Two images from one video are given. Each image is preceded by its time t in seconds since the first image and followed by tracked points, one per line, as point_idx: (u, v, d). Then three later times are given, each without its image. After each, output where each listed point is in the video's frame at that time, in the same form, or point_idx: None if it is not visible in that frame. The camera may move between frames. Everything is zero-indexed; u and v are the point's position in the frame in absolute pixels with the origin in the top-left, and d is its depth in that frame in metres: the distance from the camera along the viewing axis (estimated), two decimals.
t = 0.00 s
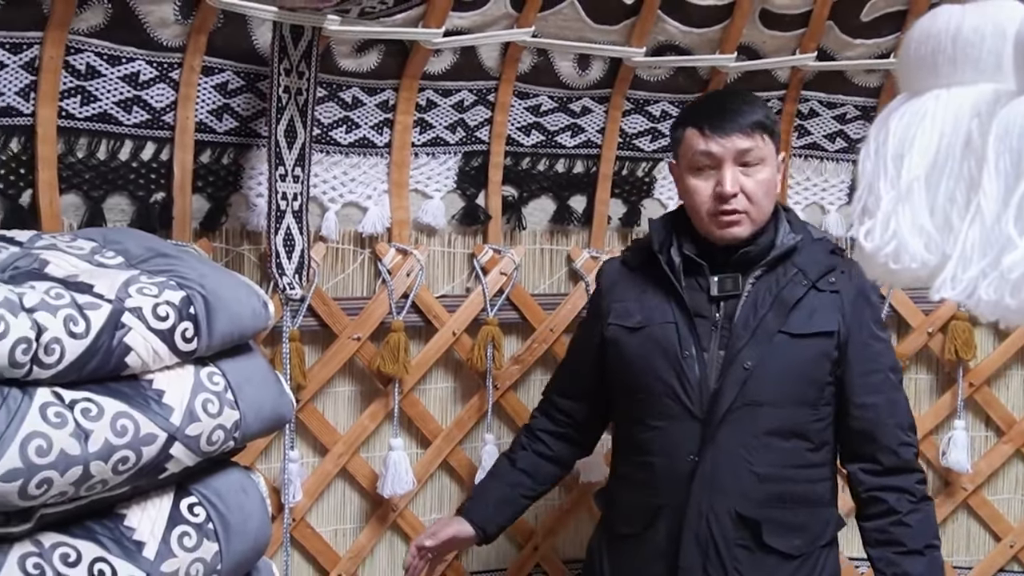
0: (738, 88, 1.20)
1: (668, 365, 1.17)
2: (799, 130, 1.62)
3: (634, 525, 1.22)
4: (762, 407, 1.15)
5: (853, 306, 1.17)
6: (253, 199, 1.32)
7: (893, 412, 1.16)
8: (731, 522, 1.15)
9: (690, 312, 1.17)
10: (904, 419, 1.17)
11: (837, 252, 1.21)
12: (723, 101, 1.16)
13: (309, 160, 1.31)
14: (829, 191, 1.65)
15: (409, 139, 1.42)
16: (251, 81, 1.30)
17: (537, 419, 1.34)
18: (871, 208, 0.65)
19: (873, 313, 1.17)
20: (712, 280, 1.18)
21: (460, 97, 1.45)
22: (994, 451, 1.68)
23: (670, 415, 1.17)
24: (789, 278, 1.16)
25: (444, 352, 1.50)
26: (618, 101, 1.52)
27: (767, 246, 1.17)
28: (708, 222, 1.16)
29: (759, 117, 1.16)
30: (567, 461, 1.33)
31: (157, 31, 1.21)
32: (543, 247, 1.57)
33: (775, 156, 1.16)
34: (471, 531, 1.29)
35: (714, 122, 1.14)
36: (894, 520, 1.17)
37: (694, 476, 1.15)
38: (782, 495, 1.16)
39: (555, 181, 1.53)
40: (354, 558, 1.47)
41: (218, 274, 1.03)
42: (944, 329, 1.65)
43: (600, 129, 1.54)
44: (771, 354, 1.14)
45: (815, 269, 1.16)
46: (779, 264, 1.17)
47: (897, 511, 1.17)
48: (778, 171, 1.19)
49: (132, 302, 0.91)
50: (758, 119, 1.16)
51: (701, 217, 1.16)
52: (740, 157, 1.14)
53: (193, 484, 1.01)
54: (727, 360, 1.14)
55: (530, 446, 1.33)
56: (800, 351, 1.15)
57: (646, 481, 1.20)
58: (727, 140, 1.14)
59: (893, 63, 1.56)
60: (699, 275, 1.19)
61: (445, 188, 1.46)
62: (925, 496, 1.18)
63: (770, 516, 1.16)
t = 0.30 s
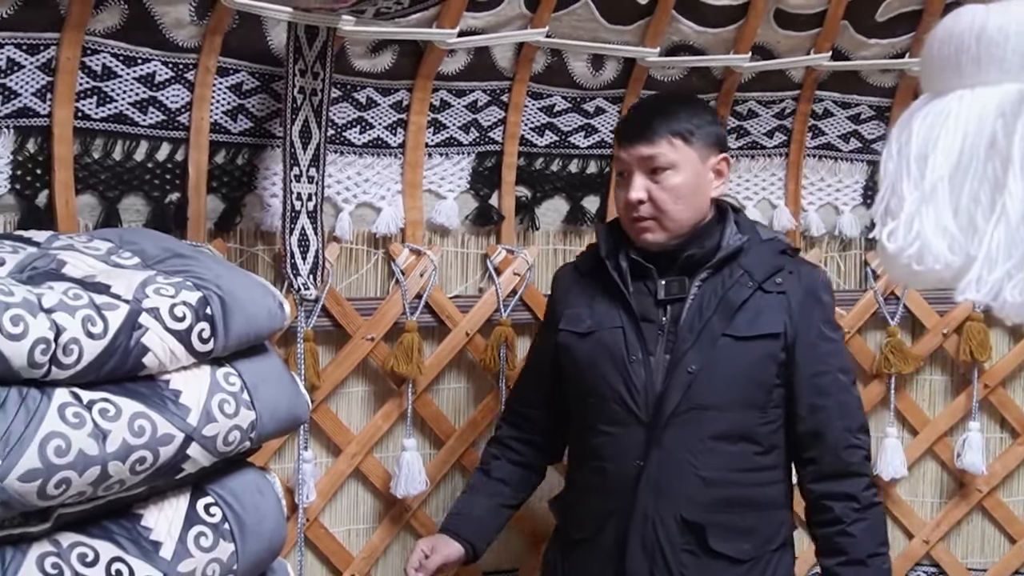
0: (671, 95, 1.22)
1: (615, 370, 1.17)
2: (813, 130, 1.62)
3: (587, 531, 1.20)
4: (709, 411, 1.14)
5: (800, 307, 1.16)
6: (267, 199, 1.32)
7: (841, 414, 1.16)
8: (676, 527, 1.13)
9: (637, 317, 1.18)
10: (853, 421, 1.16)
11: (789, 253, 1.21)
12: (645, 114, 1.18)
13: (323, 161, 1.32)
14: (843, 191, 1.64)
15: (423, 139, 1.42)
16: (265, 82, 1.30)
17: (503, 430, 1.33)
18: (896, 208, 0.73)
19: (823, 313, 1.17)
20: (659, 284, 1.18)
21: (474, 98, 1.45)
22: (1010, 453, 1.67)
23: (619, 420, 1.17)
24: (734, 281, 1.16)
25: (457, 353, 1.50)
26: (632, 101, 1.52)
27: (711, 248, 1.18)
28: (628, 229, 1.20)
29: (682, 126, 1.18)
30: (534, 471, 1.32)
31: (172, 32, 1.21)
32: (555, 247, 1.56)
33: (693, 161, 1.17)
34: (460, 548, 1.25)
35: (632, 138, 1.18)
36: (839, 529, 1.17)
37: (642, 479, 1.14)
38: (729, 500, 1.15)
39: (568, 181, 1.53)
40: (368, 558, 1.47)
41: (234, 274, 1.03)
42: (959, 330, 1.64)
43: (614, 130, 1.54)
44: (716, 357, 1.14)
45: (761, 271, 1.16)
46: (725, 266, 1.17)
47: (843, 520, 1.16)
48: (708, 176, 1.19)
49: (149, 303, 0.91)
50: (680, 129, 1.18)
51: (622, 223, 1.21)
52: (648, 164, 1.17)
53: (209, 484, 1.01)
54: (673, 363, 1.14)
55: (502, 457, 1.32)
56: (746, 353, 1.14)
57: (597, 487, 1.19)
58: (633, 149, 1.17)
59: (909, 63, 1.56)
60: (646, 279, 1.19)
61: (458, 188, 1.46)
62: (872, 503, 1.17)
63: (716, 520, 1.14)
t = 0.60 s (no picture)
0: (601, 104, 1.18)
1: (547, 371, 1.15)
2: (822, 129, 1.62)
3: (521, 534, 1.18)
4: (636, 410, 1.11)
5: (726, 306, 1.14)
6: (278, 198, 1.32)
7: (767, 410, 1.12)
8: (604, 526, 1.10)
9: (569, 318, 1.15)
10: (777, 420, 1.12)
11: (722, 255, 1.19)
12: (575, 127, 1.14)
13: (334, 160, 1.33)
14: (852, 190, 1.64)
15: (432, 138, 1.43)
16: (276, 81, 1.30)
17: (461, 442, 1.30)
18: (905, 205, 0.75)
19: (751, 313, 1.14)
20: (592, 286, 1.17)
21: (483, 97, 1.45)
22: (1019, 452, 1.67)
23: (552, 420, 1.14)
24: (662, 280, 1.13)
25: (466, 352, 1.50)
26: (641, 100, 1.52)
27: (641, 252, 1.16)
28: (564, 240, 1.18)
29: (611, 139, 1.14)
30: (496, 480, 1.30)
31: (183, 31, 1.22)
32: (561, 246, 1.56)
33: (625, 175, 1.14)
34: (455, 568, 1.21)
35: (562, 152, 1.14)
36: (753, 527, 1.12)
37: (571, 478, 1.12)
38: (660, 496, 1.12)
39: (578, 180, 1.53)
40: (378, 555, 1.47)
41: (246, 272, 1.04)
42: (968, 329, 1.64)
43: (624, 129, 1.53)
44: (644, 357, 1.11)
45: (689, 271, 1.14)
46: (653, 266, 1.15)
47: (757, 517, 1.11)
48: (641, 187, 1.16)
49: (163, 300, 0.92)
50: (611, 142, 1.14)
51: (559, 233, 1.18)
52: (579, 179, 1.14)
53: (220, 481, 1.01)
54: (600, 363, 1.12)
55: (466, 470, 1.28)
56: (671, 352, 1.12)
57: (533, 489, 1.17)
58: (564, 164, 1.14)
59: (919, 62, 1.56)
60: (581, 282, 1.18)
61: (468, 187, 1.47)
62: (791, 502, 1.12)
63: (644, 517, 1.11)
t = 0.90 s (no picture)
0: (541, 99, 1.15)
1: (506, 371, 1.14)
2: (822, 127, 1.63)
3: (492, 535, 1.17)
4: (597, 404, 1.10)
5: (680, 293, 1.13)
6: (280, 196, 1.33)
7: (728, 395, 1.11)
8: (570, 520, 1.10)
9: (525, 318, 1.15)
10: (740, 402, 1.10)
11: (673, 242, 1.18)
12: (520, 127, 1.11)
13: (335, 158, 1.34)
14: (851, 188, 1.65)
15: (433, 137, 1.43)
16: (278, 80, 1.31)
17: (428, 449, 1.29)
18: (886, 198, 0.77)
19: (706, 297, 1.13)
20: (548, 285, 1.16)
21: (484, 95, 1.46)
22: (1018, 448, 1.67)
23: (514, 420, 1.14)
24: (614, 272, 1.12)
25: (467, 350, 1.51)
26: (641, 98, 1.53)
27: (592, 246, 1.15)
28: (517, 240, 1.15)
29: (556, 137, 1.11)
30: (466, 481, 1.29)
31: (186, 30, 1.23)
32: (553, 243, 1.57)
33: (573, 173, 1.12)
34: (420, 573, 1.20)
35: (508, 154, 1.11)
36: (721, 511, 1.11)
37: (536, 476, 1.11)
38: (626, 489, 1.11)
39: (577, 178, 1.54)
40: (379, 550, 1.49)
41: (247, 268, 1.05)
42: (967, 327, 1.65)
43: (623, 127, 1.54)
44: (600, 350, 1.10)
45: (641, 261, 1.13)
46: (606, 259, 1.14)
47: (725, 501, 1.10)
48: (588, 182, 1.14)
49: (164, 296, 0.93)
50: (557, 139, 1.11)
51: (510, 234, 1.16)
52: (528, 181, 1.11)
53: (221, 475, 1.03)
54: (557, 360, 1.11)
55: (435, 475, 1.27)
56: (626, 344, 1.11)
57: (502, 488, 1.16)
58: (511, 166, 1.11)
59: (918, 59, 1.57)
60: (537, 283, 1.17)
61: (468, 185, 1.47)
62: (759, 484, 1.11)
63: (611, 510, 1.10)
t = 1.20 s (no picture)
0: (520, 92, 1.13)
1: (487, 377, 1.15)
2: (820, 126, 1.64)
3: (478, 539, 1.20)
4: (576, 414, 1.10)
5: (665, 297, 1.10)
6: (282, 194, 1.35)
7: (715, 410, 1.08)
8: (547, 533, 1.11)
9: (507, 322, 1.15)
10: (728, 416, 1.09)
11: (664, 241, 1.15)
12: (495, 124, 1.09)
13: (337, 157, 1.35)
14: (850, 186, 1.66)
15: (434, 136, 1.45)
16: (280, 79, 1.33)
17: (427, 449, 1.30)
18: (863, 192, 0.85)
19: (694, 302, 1.11)
20: (531, 286, 1.15)
21: (484, 94, 1.48)
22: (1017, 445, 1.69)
23: (494, 426, 1.15)
24: (595, 277, 1.11)
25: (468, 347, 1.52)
26: (640, 98, 1.54)
27: (575, 246, 1.13)
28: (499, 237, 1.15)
29: (533, 132, 1.09)
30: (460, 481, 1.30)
31: (189, 30, 1.25)
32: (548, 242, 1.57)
33: (551, 169, 1.09)
34: None
35: (485, 151, 1.10)
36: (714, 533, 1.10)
37: (513, 485, 1.13)
38: (605, 502, 1.11)
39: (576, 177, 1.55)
40: (381, 545, 1.50)
41: (249, 264, 1.07)
42: (966, 324, 1.66)
43: (623, 126, 1.55)
44: (578, 359, 1.09)
45: (624, 265, 1.10)
46: (590, 261, 1.12)
47: (716, 523, 1.10)
48: (568, 178, 1.12)
49: (167, 291, 0.95)
50: (534, 135, 1.09)
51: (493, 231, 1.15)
52: (504, 178, 1.09)
53: (223, 468, 1.04)
54: (534, 370, 1.11)
55: (433, 476, 1.29)
56: (604, 352, 1.09)
57: (486, 494, 1.18)
58: (487, 163, 1.10)
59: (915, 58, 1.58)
60: (522, 285, 1.17)
61: (469, 183, 1.49)
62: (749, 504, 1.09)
63: (590, 524, 1.10)
